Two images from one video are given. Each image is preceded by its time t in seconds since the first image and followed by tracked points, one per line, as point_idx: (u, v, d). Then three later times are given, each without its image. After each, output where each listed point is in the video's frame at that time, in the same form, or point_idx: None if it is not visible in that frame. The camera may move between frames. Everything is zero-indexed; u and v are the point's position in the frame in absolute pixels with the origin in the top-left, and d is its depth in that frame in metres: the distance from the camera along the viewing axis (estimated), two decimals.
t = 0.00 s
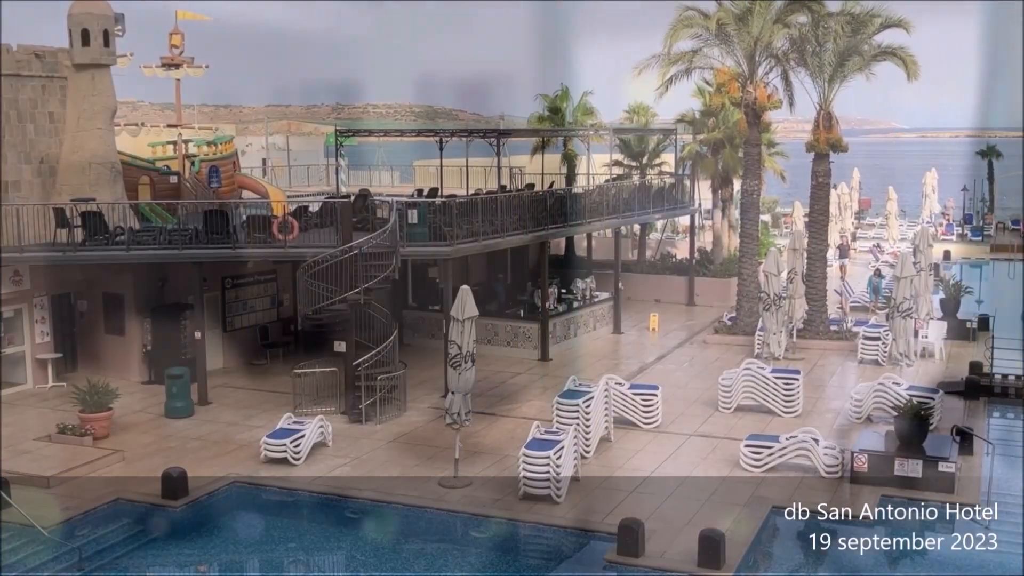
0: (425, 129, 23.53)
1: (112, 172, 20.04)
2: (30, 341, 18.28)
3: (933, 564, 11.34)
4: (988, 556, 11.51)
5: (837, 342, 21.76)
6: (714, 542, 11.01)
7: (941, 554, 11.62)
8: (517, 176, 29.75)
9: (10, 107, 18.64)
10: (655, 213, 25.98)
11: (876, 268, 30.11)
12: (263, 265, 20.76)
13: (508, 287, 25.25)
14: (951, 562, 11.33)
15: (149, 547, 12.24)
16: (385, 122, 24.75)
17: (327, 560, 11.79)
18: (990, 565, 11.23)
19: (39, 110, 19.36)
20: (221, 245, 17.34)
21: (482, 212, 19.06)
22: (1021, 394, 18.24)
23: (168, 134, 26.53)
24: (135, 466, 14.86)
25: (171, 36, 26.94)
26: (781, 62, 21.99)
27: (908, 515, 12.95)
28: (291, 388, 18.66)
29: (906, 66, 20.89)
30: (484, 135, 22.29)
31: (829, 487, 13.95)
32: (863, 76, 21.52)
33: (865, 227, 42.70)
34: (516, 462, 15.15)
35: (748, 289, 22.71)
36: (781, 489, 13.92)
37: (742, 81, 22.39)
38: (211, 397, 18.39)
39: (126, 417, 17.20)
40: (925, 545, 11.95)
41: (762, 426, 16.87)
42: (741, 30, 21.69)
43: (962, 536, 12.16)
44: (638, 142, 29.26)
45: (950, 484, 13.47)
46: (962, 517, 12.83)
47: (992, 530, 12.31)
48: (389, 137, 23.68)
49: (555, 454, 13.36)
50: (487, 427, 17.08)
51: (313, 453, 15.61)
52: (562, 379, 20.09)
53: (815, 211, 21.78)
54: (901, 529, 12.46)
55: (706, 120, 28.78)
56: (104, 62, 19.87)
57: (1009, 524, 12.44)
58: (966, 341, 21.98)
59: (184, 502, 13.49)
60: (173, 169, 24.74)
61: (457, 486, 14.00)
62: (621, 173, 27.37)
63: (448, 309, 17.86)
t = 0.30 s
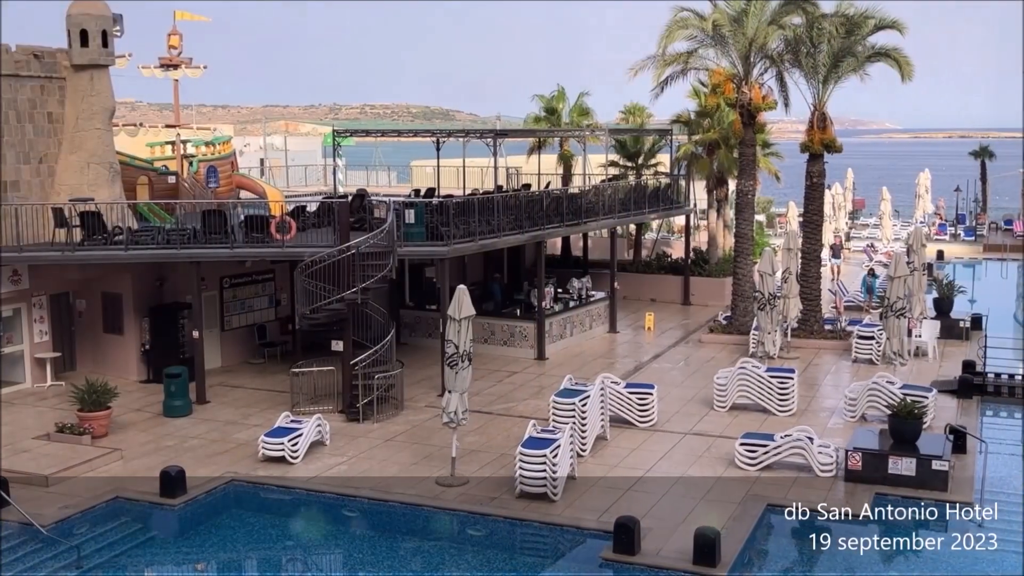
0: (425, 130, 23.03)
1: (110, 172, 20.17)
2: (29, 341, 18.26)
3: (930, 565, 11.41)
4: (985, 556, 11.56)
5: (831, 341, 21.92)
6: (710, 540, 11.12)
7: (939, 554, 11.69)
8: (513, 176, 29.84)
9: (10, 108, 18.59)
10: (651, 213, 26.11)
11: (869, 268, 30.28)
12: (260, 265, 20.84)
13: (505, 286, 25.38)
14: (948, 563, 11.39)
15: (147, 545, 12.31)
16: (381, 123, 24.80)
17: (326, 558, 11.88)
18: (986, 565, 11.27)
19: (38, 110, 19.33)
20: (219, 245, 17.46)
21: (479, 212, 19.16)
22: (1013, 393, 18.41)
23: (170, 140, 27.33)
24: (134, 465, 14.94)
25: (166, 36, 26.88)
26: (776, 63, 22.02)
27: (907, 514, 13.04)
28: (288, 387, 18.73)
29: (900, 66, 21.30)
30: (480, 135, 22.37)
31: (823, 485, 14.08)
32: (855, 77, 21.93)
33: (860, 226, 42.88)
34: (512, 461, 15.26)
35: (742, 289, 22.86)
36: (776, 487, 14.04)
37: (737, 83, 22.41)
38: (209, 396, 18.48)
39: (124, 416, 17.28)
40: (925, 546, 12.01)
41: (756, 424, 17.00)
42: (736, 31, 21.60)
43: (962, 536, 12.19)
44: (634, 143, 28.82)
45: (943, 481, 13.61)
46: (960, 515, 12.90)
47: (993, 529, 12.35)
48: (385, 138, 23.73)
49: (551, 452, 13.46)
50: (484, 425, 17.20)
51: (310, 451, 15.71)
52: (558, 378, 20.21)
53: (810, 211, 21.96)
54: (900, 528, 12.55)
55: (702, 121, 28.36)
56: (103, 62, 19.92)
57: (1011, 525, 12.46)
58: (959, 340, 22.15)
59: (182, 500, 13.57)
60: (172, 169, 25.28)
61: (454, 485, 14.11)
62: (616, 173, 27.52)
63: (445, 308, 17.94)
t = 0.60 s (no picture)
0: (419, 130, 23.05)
1: (105, 172, 20.21)
2: (23, 340, 18.44)
3: (927, 564, 11.46)
4: (985, 556, 11.59)
5: (822, 340, 22.06)
6: (702, 537, 11.21)
7: (937, 554, 11.73)
8: (507, 176, 29.95)
9: (4, 108, 18.65)
10: (644, 212, 26.21)
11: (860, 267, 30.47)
12: (255, 265, 20.90)
13: (498, 286, 25.47)
14: (947, 563, 11.43)
15: (142, 544, 12.37)
16: (375, 123, 24.86)
17: (320, 556, 11.95)
18: (983, 565, 11.31)
19: (33, 111, 19.37)
20: (214, 245, 17.52)
21: (473, 212, 19.25)
22: (1002, 391, 18.59)
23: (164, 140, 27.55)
24: (129, 464, 15.00)
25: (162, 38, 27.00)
26: (768, 64, 22.12)
27: (908, 516, 13.07)
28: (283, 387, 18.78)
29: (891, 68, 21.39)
30: (474, 136, 22.45)
31: (813, 483, 14.21)
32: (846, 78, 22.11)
33: (851, 226, 43.11)
34: (505, 459, 15.36)
35: (735, 288, 22.98)
36: (768, 485, 14.17)
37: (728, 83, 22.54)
38: (204, 396, 18.54)
39: (120, 415, 17.34)
40: (925, 545, 12.06)
41: (748, 422, 17.13)
42: (728, 32, 21.67)
43: (962, 536, 12.22)
44: (627, 143, 28.95)
45: (934, 479, 13.75)
46: (964, 516, 12.90)
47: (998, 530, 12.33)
48: (379, 138, 23.78)
49: (545, 451, 13.56)
50: (478, 424, 17.29)
51: (305, 450, 15.79)
52: (552, 377, 20.31)
53: (801, 211, 22.10)
54: (901, 529, 12.60)
55: (694, 121, 28.46)
56: (98, 63, 19.91)
57: (1014, 527, 12.44)
58: (949, 338, 22.31)
59: (177, 499, 13.63)
60: (168, 169, 25.39)
61: (448, 483, 14.20)
62: (609, 173, 27.62)
63: (439, 307, 18.03)
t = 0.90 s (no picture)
0: (410, 131, 23.12)
1: (97, 174, 20.25)
2: (15, 341, 18.47)
3: (922, 564, 11.53)
4: (984, 556, 11.63)
5: (810, 339, 22.22)
6: (691, 535, 11.32)
7: (937, 554, 11.79)
8: (498, 178, 30.06)
9: None
10: (634, 213, 26.33)
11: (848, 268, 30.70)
12: (246, 265, 20.95)
13: (489, 287, 25.57)
14: (944, 563, 11.48)
15: (134, 545, 12.43)
16: (366, 124, 24.93)
17: (312, 556, 12.04)
18: (980, 565, 11.36)
19: (25, 113, 19.40)
20: (206, 245, 17.59)
21: (464, 213, 19.34)
22: (988, 389, 18.81)
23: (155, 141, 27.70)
24: (121, 465, 15.05)
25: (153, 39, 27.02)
26: (756, 66, 22.28)
27: (906, 518, 13.14)
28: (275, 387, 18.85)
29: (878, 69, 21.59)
30: (465, 137, 22.56)
31: (801, 481, 14.36)
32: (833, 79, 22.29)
33: (839, 226, 43.37)
34: (496, 459, 15.46)
35: (723, 288, 23.14)
36: (756, 484, 14.31)
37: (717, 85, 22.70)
38: (196, 396, 18.59)
39: (112, 416, 17.38)
40: (925, 545, 12.11)
41: (737, 421, 17.27)
42: (716, 35, 21.83)
43: (962, 536, 12.27)
44: (616, 144, 29.11)
45: (921, 477, 13.91)
46: (965, 517, 12.92)
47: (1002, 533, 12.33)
48: (370, 139, 23.86)
49: (535, 450, 13.67)
50: (469, 424, 17.39)
51: (296, 450, 15.86)
52: (542, 377, 20.42)
53: (790, 211, 22.25)
54: (900, 531, 12.66)
55: (683, 123, 28.66)
56: (89, 65, 19.93)
57: (1016, 530, 12.46)
58: (936, 338, 22.51)
59: (169, 499, 13.68)
60: (159, 171, 25.43)
61: (439, 483, 14.29)
62: (599, 174, 27.75)
63: (430, 308, 18.12)
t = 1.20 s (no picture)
0: (398, 133, 23.19)
1: (86, 176, 20.25)
2: (3, 343, 18.46)
3: (913, 563, 11.63)
4: (980, 558, 11.68)
5: (796, 339, 22.41)
6: (678, 534, 11.44)
7: (938, 555, 11.85)
8: (485, 180, 30.16)
9: None
10: (621, 215, 26.47)
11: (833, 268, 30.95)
12: (235, 267, 20.97)
13: (477, 288, 25.67)
14: (937, 564, 11.56)
15: (123, 546, 12.47)
16: (354, 126, 24.99)
17: (301, 557, 12.11)
18: (980, 565, 11.43)
19: (13, 115, 19.39)
20: (194, 248, 17.58)
21: (452, 214, 19.42)
22: (970, 388, 19.03)
23: (143, 144, 27.69)
24: (110, 466, 15.07)
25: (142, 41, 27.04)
26: (741, 68, 22.46)
27: (894, 517, 13.29)
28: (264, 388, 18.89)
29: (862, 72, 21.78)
30: (453, 139, 22.66)
31: (787, 480, 14.51)
32: (817, 81, 22.49)
33: (824, 227, 43.71)
34: (485, 459, 15.55)
35: (709, 289, 23.30)
36: (742, 483, 14.45)
37: (703, 88, 22.88)
38: (185, 398, 18.62)
39: (101, 418, 17.39)
40: (925, 545, 12.17)
41: (723, 421, 17.42)
42: (702, 37, 22.00)
43: (961, 537, 12.34)
44: (603, 146, 29.33)
45: (905, 476, 14.07)
46: (957, 517, 13.04)
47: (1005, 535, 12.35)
48: (358, 141, 23.92)
49: (523, 450, 13.77)
50: (457, 425, 17.48)
51: (285, 452, 15.91)
52: (530, 378, 20.52)
53: (775, 213, 22.44)
54: (889, 530, 12.80)
55: (669, 125, 28.85)
56: (77, 68, 19.91)
57: (1017, 532, 12.50)
58: (920, 337, 22.74)
59: (158, 501, 13.72)
60: (147, 173, 25.43)
61: (428, 483, 14.37)
62: (586, 176, 27.89)
63: (419, 309, 18.19)
